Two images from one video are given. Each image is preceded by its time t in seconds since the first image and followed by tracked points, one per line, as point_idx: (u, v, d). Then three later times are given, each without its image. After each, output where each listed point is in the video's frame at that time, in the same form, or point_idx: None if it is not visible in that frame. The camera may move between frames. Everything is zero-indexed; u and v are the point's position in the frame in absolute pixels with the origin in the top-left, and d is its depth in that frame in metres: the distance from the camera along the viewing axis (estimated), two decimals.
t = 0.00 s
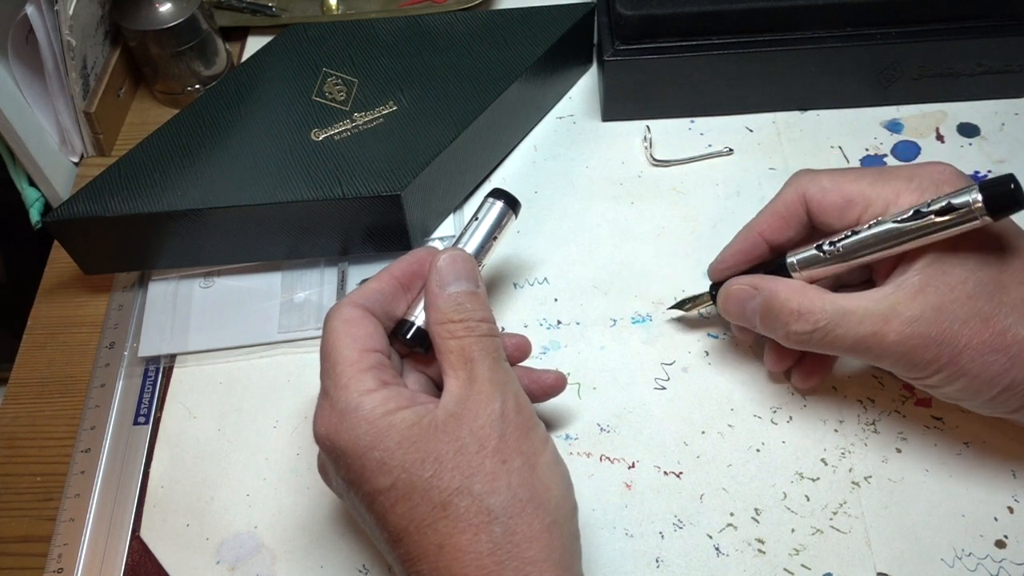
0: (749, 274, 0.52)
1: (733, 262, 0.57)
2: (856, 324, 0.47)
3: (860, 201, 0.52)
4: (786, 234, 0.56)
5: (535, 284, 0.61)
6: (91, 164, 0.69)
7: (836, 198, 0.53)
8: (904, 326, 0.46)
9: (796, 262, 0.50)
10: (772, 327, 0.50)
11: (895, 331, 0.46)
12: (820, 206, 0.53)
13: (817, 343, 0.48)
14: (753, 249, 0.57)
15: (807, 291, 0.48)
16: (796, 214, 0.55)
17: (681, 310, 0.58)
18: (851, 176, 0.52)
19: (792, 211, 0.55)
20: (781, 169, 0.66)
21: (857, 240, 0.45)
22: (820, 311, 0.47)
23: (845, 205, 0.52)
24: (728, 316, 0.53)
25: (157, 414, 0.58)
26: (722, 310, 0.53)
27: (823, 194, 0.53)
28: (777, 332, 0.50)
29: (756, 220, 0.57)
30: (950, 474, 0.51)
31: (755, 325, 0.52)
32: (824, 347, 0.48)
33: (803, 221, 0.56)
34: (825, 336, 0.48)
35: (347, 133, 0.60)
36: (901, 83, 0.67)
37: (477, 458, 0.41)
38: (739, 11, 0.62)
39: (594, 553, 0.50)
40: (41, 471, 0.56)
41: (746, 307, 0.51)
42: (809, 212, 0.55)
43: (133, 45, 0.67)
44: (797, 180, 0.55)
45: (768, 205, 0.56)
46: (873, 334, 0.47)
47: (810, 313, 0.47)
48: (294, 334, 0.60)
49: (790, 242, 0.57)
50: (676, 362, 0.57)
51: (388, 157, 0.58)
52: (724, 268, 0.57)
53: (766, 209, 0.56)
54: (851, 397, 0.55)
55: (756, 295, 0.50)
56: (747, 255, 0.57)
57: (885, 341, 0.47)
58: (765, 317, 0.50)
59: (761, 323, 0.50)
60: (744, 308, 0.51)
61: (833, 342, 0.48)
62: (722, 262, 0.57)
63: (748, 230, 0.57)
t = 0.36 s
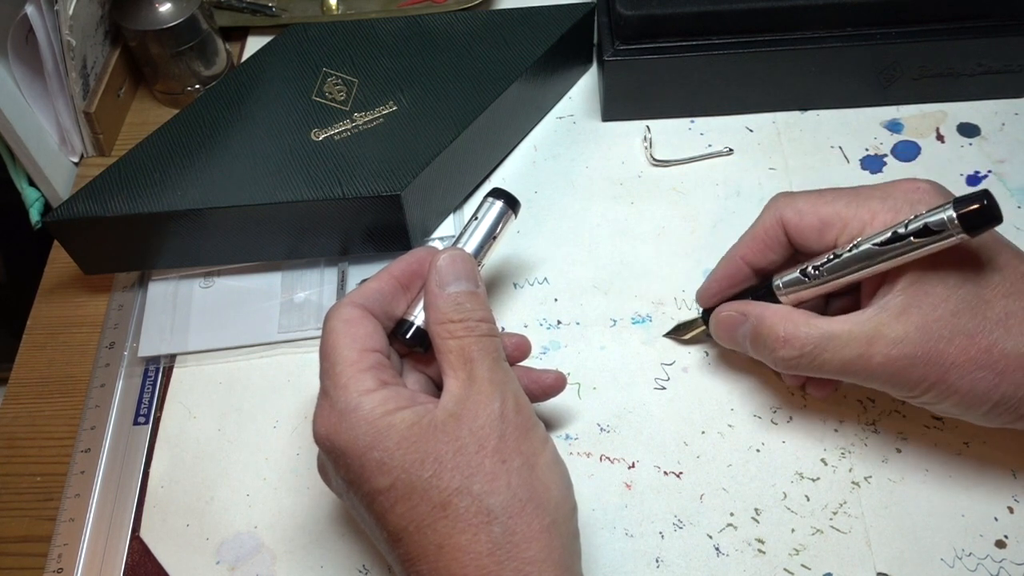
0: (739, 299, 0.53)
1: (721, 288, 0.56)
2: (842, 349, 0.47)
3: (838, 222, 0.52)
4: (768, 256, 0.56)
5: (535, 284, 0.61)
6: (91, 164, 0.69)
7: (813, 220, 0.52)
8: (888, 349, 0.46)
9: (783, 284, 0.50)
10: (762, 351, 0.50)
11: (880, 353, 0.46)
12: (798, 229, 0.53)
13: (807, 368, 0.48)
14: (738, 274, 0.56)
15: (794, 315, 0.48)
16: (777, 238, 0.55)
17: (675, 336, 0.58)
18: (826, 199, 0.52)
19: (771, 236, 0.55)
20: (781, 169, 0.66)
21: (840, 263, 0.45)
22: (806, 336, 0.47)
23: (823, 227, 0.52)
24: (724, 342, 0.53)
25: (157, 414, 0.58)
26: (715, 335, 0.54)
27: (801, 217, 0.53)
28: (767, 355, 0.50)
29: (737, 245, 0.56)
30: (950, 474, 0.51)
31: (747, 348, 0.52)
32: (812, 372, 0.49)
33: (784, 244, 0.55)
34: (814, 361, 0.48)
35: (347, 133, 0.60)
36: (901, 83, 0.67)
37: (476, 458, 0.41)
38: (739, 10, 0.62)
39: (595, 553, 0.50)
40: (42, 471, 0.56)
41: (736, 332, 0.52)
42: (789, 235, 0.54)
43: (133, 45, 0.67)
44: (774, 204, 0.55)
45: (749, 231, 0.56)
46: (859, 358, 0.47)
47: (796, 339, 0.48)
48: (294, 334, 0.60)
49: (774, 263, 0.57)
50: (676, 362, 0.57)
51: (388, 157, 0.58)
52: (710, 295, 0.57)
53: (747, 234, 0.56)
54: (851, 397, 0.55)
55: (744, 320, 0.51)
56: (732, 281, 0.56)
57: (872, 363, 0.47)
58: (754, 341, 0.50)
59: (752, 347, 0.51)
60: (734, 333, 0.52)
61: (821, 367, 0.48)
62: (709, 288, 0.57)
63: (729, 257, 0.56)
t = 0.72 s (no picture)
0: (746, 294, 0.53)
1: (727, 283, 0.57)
2: (845, 345, 0.47)
3: (839, 218, 0.52)
4: (770, 249, 0.56)
5: (535, 284, 0.61)
6: (91, 164, 0.69)
7: (814, 215, 0.52)
8: (891, 347, 0.46)
9: (788, 279, 0.50)
10: (765, 346, 0.51)
11: (882, 352, 0.47)
12: (799, 224, 0.53)
13: (808, 364, 0.49)
14: (740, 268, 0.57)
15: (797, 311, 0.49)
16: (779, 232, 0.55)
17: (680, 331, 0.58)
18: (829, 194, 0.52)
19: (773, 229, 0.55)
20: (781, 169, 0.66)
21: (846, 258, 0.45)
22: (807, 333, 0.48)
23: (825, 223, 0.52)
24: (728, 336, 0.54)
25: (157, 414, 0.58)
26: (720, 329, 0.54)
27: (802, 212, 0.53)
28: (770, 350, 0.50)
29: (741, 239, 0.57)
30: (951, 475, 0.51)
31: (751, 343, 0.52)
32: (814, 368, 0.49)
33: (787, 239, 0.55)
34: (815, 357, 0.48)
35: (347, 133, 0.60)
36: (901, 83, 0.67)
37: (477, 458, 0.41)
38: (739, 11, 0.62)
39: (595, 553, 0.50)
40: (41, 471, 0.56)
41: (741, 326, 0.52)
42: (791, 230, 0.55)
43: (133, 45, 0.67)
44: (777, 199, 0.55)
45: (751, 225, 0.56)
46: (861, 355, 0.47)
47: (797, 334, 0.48)
48: (294, 334, 0.60)
49: (778, 257, 0.57)
50: (676, 362, 0.57)
51: (388, 157, 0.58)
52: (713, 289, 0.57)
53: (750, 227, 0.56)
54: (850, 397, 0.55)
55: (749, 315, 0.51)
56: (736, 275, 0.57)
57: (874, 361, 0.47)
58: (758, 336, 0.51)
59: (755, 342, 0.51)
60: (739, 327, 0.52)
61: (823, 363, 0.48)
62: (712, 283, 0.57)
63: (733, 249, 0.57)
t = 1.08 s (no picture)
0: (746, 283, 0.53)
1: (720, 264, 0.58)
2: (842, 337, 0.47)
3: (840, 210, 0.52)
4: (768, 238, 0.56)
5: (535, 284, 0.61)
6: (91, 164, 0.69)
7: (816, 205, 0.52)
8: (887, 340, 0.46)
9: (788, 270, 0.50)
10: (763, 336, 0.51)
11: (879, 344, 0.47)
12: (800, 212, 0.53)
13: (804, 354, 0.49)
14: (742, 254, 0.57)
15: (796, 302, 0.48)
16: (782, 220, 0.55)
17: (682, 315, 0.59)
18: (834, 185, 0.52)
19: (775, 216, 0.55)
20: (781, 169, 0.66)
21: (846, 253, 0.45)
22: (805, 324, 0.48)
23: (826, 213, 0.52)
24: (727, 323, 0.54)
25: (157, 414, 0.58)
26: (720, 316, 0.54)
27: (805, 201, 0.53)
28: (768, 341, 0.50)
29: (744, 223, 0.57)
30: (951, 475, 0.51)
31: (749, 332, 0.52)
32: (811, 359, 0.49)
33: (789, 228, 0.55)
34: (811, 348, 0.48)
35: (347, 133, 0.60)
36: (901, 83, 0.67)
37: (478, 458, 0.41)
38: (739, 11, 0.62)
39: (594, 553, 0.50)
40: (41, 471, 0.56)
41: (740, 315, 0.52)
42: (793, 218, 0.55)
43: (133, 45, 0.67)
44: (782, 187, 0.55)
45: (755, 210, 0.57)
46: (857, 347, 0.47)
47: (795, 325, 0.48)
48: (294, 334, 0.60)
49: (778, 245, 0.57)
50: (676, 361, 0.57)
51: (388, 157, 0.58)
52: (715, 274, 0.58)
53: (753, 213, 0.57)
54: (851, 397, 0.55)
55: (750, 303, 0.51)
56: (737, 260, 0.57)
57: (870, 353, 0.47)
58: (757, 325, 0.51)
59: (754, 331, 0.51)
60: (738, 316, 0.52)
61: (819, 355, 0.48)
62: (713, 269, 0.58)
63: (735, 234, 0.57)
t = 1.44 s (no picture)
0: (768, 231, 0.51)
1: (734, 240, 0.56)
2: (873, 289, 0.47)
3: (886, 166, 0.53)
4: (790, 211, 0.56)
5: (536, 284, 0.61)
6: (91, 164, 0.69)
7: (863, 158, 0.53)
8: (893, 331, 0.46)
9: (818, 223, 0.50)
10: (787, 284, 0.50)
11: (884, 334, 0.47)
12: (844, 162, 0.54)
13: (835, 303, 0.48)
14: (772, 191, 0.58)
15: (828, 250, 0.48)
16: (820, 166, 0.56)
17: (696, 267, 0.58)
18: (882, 143, 0.53)
19: (814, 161, 0.56)
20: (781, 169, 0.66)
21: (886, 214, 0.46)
22: (838, 272, 0.47)
23: (871, 167, 0.53)
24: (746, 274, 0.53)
25: (157, 414, 0.58)
26: (739, 264, 0.52)
27: (852, 152, 0.54)
28: (792, 289, 0.50)
29: (779, 164, 0.58)
30: (951, 474, 0.51)
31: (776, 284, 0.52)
32: (837, 307, 0.49)
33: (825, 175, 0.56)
34: (842, 298, 0.48)
35: (347, 133, 0.60)
36: (901, 82, 0.67)
37: (482, 457, 0.41)
38: (739, 11, 0.62)
39: (595, 553, 0.50)
40: (41, 471, 0.56)
41: (765, 263, 0.50)
42: (832, 165, 0.56)
43: (133, 45, 0.67)
44: (829, 136, 0.56)
45: (793, 153, 0.57)
46: (887, 301, 0.47)
47: (826, 273, 0.48)
48: (294, 334, 0.60)
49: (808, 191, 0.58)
50: (676, 361, 0.57)
51: (388, 157, 0.58)
52: (741, 208, 0.59)
53: (791, 154, 0.57)
54: (851, 397, 0.55)
55: (777, 249, 0.49)
56: (765, 200, 0.58)
57: (899, 308, 0.47)
58: (783, 272, 0.50)
59: (777, 280, 0.50)
60: (762, 264, 0.50)
61: (846, 304, 0.48)
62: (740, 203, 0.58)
63: (768, 173, 0.58)
